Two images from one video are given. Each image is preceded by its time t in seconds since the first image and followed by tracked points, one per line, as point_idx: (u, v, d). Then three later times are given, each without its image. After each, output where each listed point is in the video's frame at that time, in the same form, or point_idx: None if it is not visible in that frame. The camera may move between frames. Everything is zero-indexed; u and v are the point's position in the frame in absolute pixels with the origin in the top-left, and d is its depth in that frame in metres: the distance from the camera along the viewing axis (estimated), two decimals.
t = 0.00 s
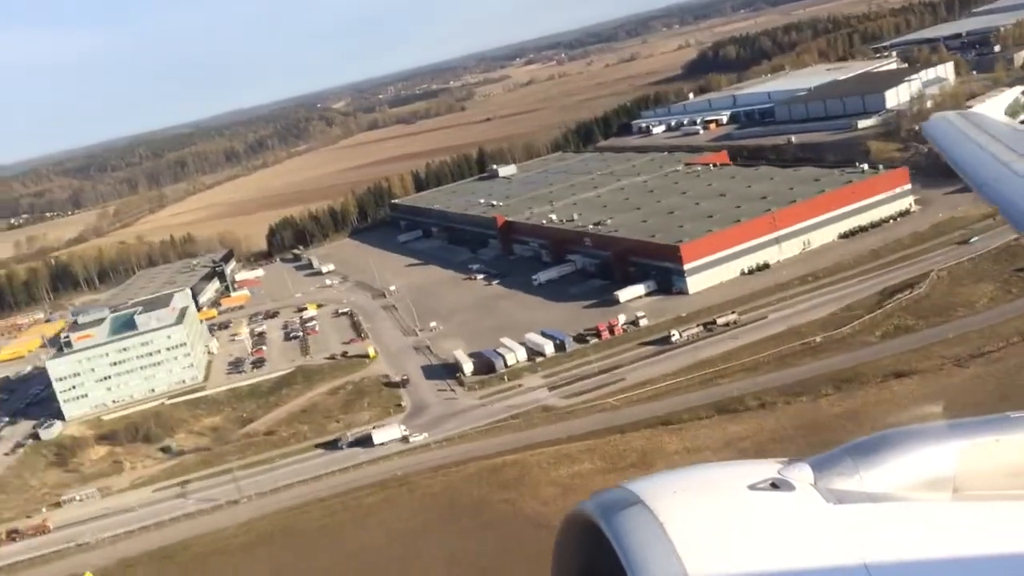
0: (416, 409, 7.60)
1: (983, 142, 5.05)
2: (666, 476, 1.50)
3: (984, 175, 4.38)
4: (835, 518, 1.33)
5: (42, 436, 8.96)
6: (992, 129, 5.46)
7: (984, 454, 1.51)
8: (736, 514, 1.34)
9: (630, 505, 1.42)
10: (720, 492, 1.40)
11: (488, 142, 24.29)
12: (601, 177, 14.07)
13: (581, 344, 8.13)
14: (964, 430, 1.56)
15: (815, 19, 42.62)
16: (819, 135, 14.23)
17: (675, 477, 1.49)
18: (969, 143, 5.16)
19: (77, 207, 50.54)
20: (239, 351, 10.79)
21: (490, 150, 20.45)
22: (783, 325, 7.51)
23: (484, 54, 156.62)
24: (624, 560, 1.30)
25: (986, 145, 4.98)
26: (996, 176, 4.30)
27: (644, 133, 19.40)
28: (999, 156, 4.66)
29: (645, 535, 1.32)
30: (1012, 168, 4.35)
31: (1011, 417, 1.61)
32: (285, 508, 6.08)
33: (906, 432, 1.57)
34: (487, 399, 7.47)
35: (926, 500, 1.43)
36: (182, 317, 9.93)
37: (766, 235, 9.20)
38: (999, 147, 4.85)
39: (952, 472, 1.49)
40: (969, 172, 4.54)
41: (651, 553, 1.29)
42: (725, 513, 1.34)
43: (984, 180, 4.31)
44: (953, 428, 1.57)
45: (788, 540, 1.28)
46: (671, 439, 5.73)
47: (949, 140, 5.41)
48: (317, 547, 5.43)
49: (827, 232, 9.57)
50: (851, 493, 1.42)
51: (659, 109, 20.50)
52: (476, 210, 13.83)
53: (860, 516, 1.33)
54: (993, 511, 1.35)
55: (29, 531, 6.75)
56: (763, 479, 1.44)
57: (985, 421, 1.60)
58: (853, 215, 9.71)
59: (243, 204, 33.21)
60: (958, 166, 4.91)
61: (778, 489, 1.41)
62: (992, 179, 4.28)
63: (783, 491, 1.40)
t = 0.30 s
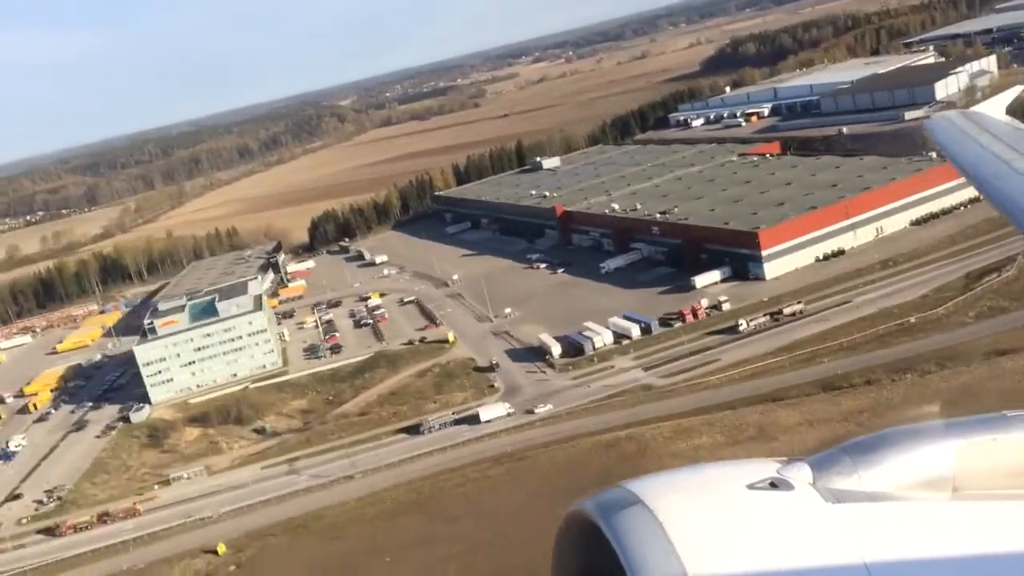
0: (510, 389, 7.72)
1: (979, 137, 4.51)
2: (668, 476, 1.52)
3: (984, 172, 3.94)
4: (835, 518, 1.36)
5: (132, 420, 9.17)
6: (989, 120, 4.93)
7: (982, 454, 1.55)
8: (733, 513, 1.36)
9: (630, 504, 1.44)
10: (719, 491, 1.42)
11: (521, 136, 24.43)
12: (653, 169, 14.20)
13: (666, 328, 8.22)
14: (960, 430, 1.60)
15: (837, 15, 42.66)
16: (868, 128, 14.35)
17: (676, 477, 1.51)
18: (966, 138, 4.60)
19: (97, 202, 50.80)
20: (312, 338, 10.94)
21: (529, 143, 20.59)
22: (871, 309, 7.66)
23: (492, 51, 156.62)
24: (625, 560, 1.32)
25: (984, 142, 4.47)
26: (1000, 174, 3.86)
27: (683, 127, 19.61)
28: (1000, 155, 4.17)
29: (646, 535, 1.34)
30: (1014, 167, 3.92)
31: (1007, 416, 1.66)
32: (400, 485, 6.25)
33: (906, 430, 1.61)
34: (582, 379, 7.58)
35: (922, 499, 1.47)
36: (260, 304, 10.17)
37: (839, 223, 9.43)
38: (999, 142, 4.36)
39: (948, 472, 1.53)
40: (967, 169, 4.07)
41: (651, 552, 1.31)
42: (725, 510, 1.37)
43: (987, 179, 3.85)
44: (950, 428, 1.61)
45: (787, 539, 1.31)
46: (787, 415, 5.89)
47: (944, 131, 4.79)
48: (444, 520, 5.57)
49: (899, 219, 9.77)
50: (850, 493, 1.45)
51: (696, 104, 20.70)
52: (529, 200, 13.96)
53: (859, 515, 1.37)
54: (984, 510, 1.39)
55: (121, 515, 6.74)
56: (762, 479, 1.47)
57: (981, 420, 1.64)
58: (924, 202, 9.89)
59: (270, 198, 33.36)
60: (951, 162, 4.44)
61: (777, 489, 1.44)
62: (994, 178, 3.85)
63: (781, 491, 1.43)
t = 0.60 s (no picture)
0: (600, 371, 7.80)
1: (978, 141, 5.14)
2: (666, 475, 1.63)
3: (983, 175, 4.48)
4: (836, 515, 1.46)
5: (215, 403, 9.29)
6: (992, 126, 5.52)
7: (978, 454, 1.67)
8: (730, 511, 1.46)
9: (629, 502, 1.54)
10: (717, 491, 1.52)
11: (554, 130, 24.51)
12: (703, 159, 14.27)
13: (749, 312, 8.32)
14: (957, 430, 1.73)
15: (859, 10, 42.68)
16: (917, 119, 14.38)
17: (674, 477, 1.61)
18: (968, 142, 5.22)
19: (118, 198, 51.10)
20: (380, 325, 11.04)
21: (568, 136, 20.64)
22: (955, 292, 7.78)
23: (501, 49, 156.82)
24: (625, 560, 1.41)
25: (985, 144, 5.05)
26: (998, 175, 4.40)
27: (719, 121, 19.56)
28: (998, 155, 4.75)
29: (645, 534, 1.44)
30: (1010, 168, 4.46)
31: (1002, 419, 1.78)
32: (507, 461, 6.42)
33: (905, 430, 1.73)
34: (673, 361, 7.69)
35: (922, 496, 1.59)
36: (333, 291, 10.29)
37: (907, 210, 9.52)
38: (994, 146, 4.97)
39: (948, 470, 1.66)
40: (969, 171, 4.64)
41: (651, 548, 1.41)
42: (725, 509, 1.47)
43: (987, 178, 4.39)
44: (948, 427, 1.73)
45: (789, 537, 1.39)
46: (898, 390, 6.03)
47: (945, 138, 5.46)
48: (564, 490, 5.75)
49: (966, 206, 9.86)
50: (846, 491, 1.56)
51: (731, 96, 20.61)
52: (580, 191, 14.05)
53: (858, 514, 1.46)
54: (977, 507, 1.49)
55: (208, 495, 7.13)
56: (762, 478, 1.58)
57: (979, 421, 1.76)
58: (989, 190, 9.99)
59: (297, 193, 33.50)
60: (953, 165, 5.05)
61: (776, 487, 1.54)
62: (992, 179, 4.39)
63: (780, 489, 1.53)
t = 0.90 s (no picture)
0: (686, 353, 7.93)
1: (979, 141, 5.37)
2: (664, 475, 1.60)
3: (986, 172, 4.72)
4: (835, 516, 1.42)
5: (297, 386, 9.58)
6: (993, 126, 5.75)
7: (978, 452, 1.63)
8: (729, 511, 1.43)
9: (628, 503, 1.51)
10: (712, 489, 1.49)
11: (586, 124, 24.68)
12: (751, 151, 14.44)
13: (827, 296, 8.43)
14: (958, 429, 1.69)
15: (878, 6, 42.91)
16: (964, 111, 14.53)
17: (672, 476, 1.58)
18: (970, 142, 5.46)
19: (137, 193, 51.43)
20: (446, 312, 11.23)
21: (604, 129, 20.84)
22: None
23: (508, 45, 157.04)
24: (624, 560, 1.37)
25: (987, 144, 5.28)
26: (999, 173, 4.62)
27: (757, 115, 19.80)
28: (1000, 154, 4.98)
29: (645, 533, 1.40)
30: (1010, 167, 4.68)
31: (998, 417, 1.74)
32: (610, 437, 6.61)
33: (903, 427, 1.69)
34: (758, 343, 7.82)
35: (922, 497, 1.56)
36: (404, 279, 10.52)
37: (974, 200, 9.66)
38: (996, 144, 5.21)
39: (946, 470, 1.61)
40: (971, 170, 4.87)
41: (648, 549, 1.37)
42: (720, 509, 1.43)
43: (988, 176, 4.63)
44: (945, 426, 1.70)
45: (788, 540, 1.36)
46: (1000, 369, 6.18)
47: (948, 139, 5.70)
48: (678, 461, 5.94)
49: None
50: (844, 491, 1.53)
51: (767, 91, 20.89)
52: (630, 181, 14.23)
53: (857, 514, 1.42)
54: (974, 507, 1.45)
55: (291, 480, 7.19)
56: (761, 477, 1.55)
57: (978, 419, 1.72)
58: None
59: (321, 187, 33.73)
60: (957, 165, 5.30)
61: (774, 487, 1.51)
62: (993, 177, 4.61)
63: (778, 488, 1.50)
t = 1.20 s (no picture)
0: (770, 336, 8.06)
1: (982, 145, 5.92)
2: (669, 472, 1.71)
3: (984, 173, 5.27)
4: (832, 513, 1.55)
5: (373, 371, 9.75)
6: (995, 130, 6.31)
7: (974, 453, 1.81)
8: (731, 509, 1.54)
9: (627, 501, 1.62)
10: (714, 488, 1.61)
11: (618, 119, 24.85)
12: (799, 142, 14.58)
13: (906, 281, 8.57)
14: (955, 431, 1.87)
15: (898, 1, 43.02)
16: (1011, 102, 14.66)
17: (676, 473, 1.70)
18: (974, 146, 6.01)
19: (156, 189, 51.80)
20: (511, 300, 11.41)
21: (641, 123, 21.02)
22: None
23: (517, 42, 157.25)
24: (626, 556, 1.49)
25: (987, 147, 5.85)
26: (995, 174, 5.16)
27: (794, 107, 19.97)
28: (999, 156, 5.53)
29: (645, 532, 1.52)
30: (1007, 167, 5.23)
31: (990, 420, 1.92)
32: (711, 415, 6.79)
33: (907, 428, 1.85)
34: (843, 326, 7.96)
35: (919, 493, 1.74)
36: (473, 266, 10.71)
37: None
38: (995, 146, 5.80)
39: (944, 469, 1.79)
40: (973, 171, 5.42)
41: (651, 545, 1.49)
42: (719, 506, 1.55)
43: (986, 177, 5.18)
44: (944, 426, 1.88)
45: (787, 535, 1.47)
46: None
47: (953, 143, 6.26)
48: (785, 438, 6.11)
49: None
50: (844, 489, 1.68)
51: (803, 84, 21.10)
52: (679, 173, 14.42)
53: (860, 514, 1.54)
54: (966, 504, 1.59)
55: (372, 463, 7.34)
56: (760, 476, 1.67)
57: (974, 422, 1.90)
58: None
59: (347, 183, 33.94)
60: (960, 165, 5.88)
61: (774, 485, 1.64)
62: (990, 178, 5.16)
63: (778, 487, 1.62)
